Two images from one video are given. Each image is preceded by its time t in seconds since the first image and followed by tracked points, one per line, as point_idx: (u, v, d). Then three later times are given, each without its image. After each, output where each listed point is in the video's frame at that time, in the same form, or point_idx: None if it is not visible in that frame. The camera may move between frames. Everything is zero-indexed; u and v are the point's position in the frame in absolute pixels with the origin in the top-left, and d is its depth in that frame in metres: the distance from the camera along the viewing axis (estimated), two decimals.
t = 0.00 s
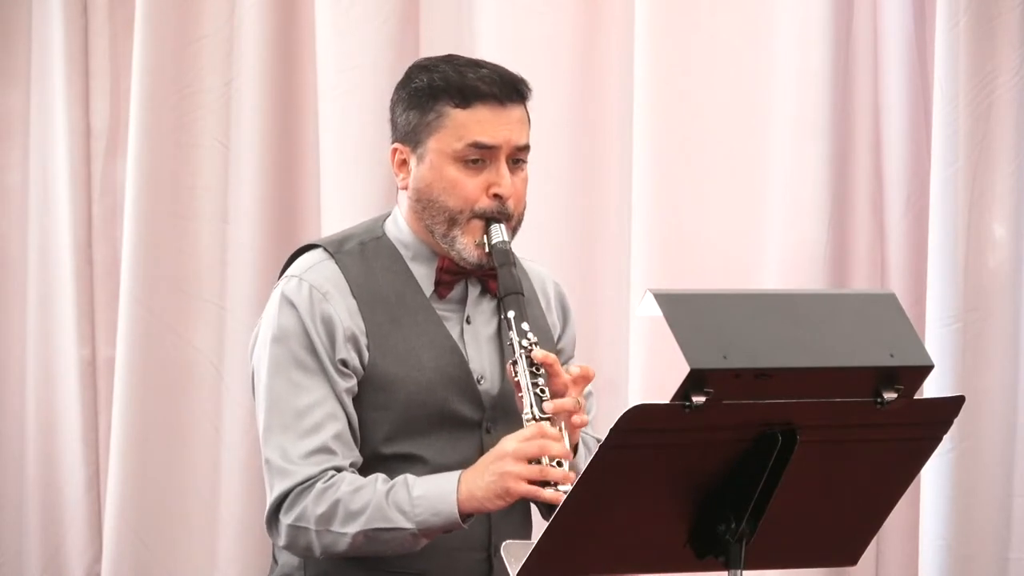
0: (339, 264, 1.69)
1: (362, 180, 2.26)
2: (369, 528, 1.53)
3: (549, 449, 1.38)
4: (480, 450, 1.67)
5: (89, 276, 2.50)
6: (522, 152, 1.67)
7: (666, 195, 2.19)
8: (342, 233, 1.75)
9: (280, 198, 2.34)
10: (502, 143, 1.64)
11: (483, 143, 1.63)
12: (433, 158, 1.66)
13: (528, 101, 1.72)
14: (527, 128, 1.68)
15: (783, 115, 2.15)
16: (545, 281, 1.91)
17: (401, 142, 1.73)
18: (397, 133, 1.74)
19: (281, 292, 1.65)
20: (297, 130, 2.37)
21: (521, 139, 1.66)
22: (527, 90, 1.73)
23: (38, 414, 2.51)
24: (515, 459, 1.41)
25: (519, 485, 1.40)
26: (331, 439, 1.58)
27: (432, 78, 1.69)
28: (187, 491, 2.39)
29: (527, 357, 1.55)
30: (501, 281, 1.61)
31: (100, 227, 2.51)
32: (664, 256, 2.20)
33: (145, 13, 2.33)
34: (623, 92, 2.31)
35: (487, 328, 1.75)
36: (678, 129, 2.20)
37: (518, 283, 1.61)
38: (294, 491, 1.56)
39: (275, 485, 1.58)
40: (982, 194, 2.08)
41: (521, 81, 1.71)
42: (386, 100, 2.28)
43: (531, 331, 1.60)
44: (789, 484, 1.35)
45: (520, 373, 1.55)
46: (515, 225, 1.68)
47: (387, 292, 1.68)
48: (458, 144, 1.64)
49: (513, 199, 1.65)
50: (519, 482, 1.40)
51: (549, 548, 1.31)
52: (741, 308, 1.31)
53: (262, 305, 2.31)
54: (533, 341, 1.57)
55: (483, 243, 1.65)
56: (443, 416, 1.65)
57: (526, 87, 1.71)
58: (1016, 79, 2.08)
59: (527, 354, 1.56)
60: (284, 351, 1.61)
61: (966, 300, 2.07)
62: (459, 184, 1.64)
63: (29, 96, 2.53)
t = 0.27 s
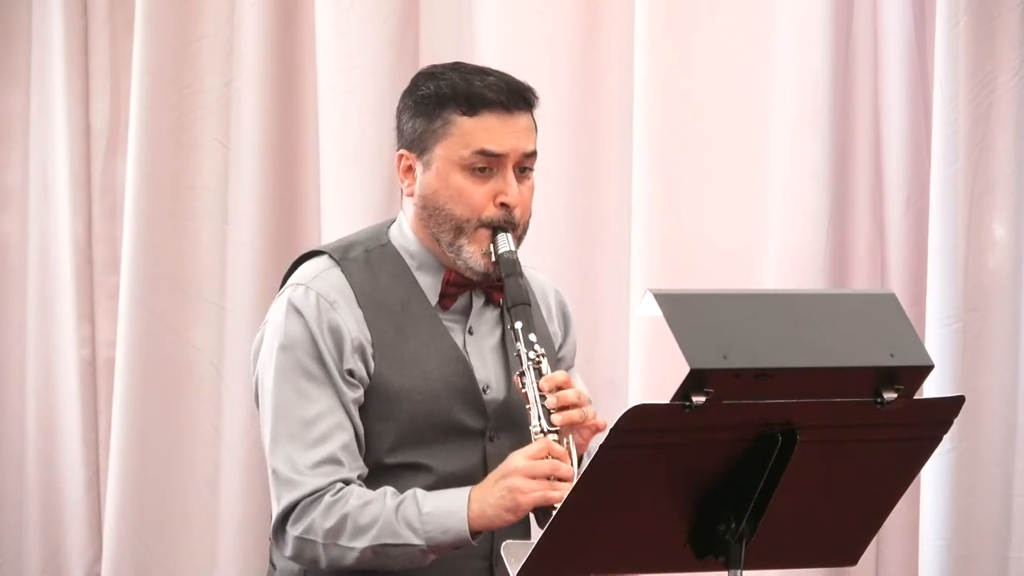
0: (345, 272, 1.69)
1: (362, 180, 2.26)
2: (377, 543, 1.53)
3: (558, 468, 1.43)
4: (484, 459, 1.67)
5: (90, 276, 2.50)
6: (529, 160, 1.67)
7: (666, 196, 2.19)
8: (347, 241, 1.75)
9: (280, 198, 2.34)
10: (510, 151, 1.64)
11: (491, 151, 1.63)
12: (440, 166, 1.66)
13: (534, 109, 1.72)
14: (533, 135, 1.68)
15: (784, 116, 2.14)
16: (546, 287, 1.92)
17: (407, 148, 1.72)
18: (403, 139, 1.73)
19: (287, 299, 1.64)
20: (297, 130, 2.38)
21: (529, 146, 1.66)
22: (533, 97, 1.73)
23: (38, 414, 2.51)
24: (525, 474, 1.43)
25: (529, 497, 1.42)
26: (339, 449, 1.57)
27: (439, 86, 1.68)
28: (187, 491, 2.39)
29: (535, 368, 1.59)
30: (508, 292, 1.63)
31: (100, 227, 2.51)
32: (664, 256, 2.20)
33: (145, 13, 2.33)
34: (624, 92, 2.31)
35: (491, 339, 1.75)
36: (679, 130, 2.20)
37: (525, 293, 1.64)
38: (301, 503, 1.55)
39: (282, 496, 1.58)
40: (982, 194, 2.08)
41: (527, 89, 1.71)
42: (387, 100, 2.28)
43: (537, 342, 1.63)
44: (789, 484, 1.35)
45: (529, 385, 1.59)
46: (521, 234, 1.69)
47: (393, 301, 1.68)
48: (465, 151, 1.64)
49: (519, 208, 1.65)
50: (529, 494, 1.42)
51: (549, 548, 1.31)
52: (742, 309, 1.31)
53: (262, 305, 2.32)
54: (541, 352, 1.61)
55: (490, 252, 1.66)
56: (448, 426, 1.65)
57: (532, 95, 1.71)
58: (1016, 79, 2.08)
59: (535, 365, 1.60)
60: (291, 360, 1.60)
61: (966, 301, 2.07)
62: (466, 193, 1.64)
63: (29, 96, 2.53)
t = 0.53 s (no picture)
0: (353, 285, 1.71)
1: (362, 180, 2.26)
2: (388, 558, 1.58)
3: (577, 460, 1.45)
4: (490, 474, 1.71)
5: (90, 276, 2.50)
6: (536, 173, 1.68)
7: (666, 197, 2.19)
8: (354, 252, 1.77)
9: (280, 198, 2.34)
10: (517, 163, 1.64)
11: (496, 162, 1.64)
12: (446, 180, 1.67)
13: (542, 123, 1.72)
14: (541, 149, 1.69)
15: (784, 118, 2.15)
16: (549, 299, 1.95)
17: (413, 161, 1.73)
18: (410, 152, 1.74)
19: (295, 312, 1.67)
20: (297, 130, 2.37)
21: (536, 158, 1.67)
22: (541, 110, 1.73)
23: (38, 413, 2.51)
24: (535, 492, 1.46)
25: (543, 516, 1.46)
26: (348, 464, 1.61)
27: (446, 100, 1.69)
28: (187, 491, 2.39)
29: (546, 385, 1.58)
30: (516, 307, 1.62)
31: (100, 226, 2.51)
32: (664, 256, 2.20)
33: (145, 12, 2.33)
34: (623, 92, 2.30)
35: (496, 353, 1.77)
36: (679, 131, 2.20)
37: (534, 307, 1.63)
38: (312, 518, 1.59)
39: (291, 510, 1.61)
40: (982, 194, 2.08)
41: (536, 103, 1.71)
42: (387, 100, 2.28)
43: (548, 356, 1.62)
44: (789, 483, 1.35)
45: (540, 401, 1.56)
46: (528, 248, 1.70)
47: (401, 315, 1.70)
48: (471, 164, 1.65)
49: (526, 222, 1.66)
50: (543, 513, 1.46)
51: (549, 548, 1.31)
52: (742, 310, 1.31)
53: (262, 305, 2.32)
54: (552, 368, 1.59)
55: (496, 267, 1.67)
56: (455, 441, 1.67)
57: (541, 109, 1.72)
58: (1016, 79, 2.08)
59: (546, 381, 1.58)
60: (300, 374, 1.63)
61: (966, 301, 2.07)
62: (473, 207, 1.65)
63: (29, 96, 2.53)
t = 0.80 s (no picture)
0: (359, 288, 1.71)
1: (361, 181, 2.26)
2: (390, 563, 1.57)
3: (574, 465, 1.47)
4: (495, 480, 1.70)
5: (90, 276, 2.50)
6: (544, 179, 1.68)
7: (666, 197, 2.19)
8: (361, 255, 1.77)
9: (280, 198, 2.34)
10: (526, 169, 1.64)
11: (506, 168, 1.64)
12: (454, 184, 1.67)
13: (551, 128, 1.72)
14: (550, 154, 1.69)
15: (784, 118, 2.14)
16: (556, 302, 1.95)
17: (422, 164, 1.73)
18: (418, 155, 1.74)
19: (301, 314, 1.67)
20: (297, 130, 2.37)
21: (545, 164, 1.67)
22: (550, 116, 1.74)
23: (38, 414, 2.51)
24: (543, 498, 1.46)
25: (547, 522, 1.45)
26: (352, 467, 1.61)
27: (456, 104, 1.69)
28: (187, 491, 2.39)
29: (550, 390, 1.60)
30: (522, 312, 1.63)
31: (100, 226, 2.51)
32: (665, 256, 2.20)
33: (145, 12, 2.33)
34: (623, 92, 2.30)
35: (503, 358, 1.77)
36: (680, 131, 2.20)
37: (540, 313, 1.64)
38: (314, 521, 1.59)
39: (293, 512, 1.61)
40: (982, 194, 2.08)
41: (545, 108, 1.71)
42: (387, 101, 2.28)
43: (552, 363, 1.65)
44: (789, 483, 1.35)
45: (543, 406, 1.59)
46: (535, 252, 1.70)
47: (407, 319, 1.70)
48: (480, 169, 1.65)
49: (534, 227, 1.66)
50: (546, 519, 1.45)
51: (550, 548, 1.31)
52: (742, 310, 1.31)
53: (262, 305, 2.32)
54: (555, 374, 1.62)
55: (503, 271, 1.67)
56: (460, 446, 1.67)
57: (549, 114, 1.72)
58: (1016, 78, 2.08)
59: (550, 388, 1.60)
60: (305, 376, 1.64)
61: (966, 301, 2.07)
62: (481, 212, 1.65)
63: (29, 96, 2.53)
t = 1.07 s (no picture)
0: (362, 284, 1.71)
1: (361, 181, 2.26)
2: (393, 558, 1.57)
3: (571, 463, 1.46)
4: (499, 476, 1.70)
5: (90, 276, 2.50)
6: (546, 175, 1.68)
7: (666, 197, 2.19)
8: (364, 250, 1.77)
9: (280, 199, 2.34)
10: (528, 166, 1.64)
11: (508, 165, 1.64)
12: (456, 180, 1.67)
13: (553, 124, 1.72)
14: (552, 150, 1.68)
15: (784, 118, 2.14)
16: (563, 298, 1.95)
17: (424, 160, 1.73)
18: (420, 151, 1.74)
19: (304, 310, 1.67)
20: (297, 130, 2.37)
21: (546, 161, 1.66)
22: (552, 112, 1.74)
23: (38, 414, 2.51)
24: (543, 491, 1.46)
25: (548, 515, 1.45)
26: (355, 463, 1.62)
27: (457, 100, 1.69)
28: (187, 491, 2.39)
29: (553, 384, 1.59)
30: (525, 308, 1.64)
31: (100, 226, 2.51)
32: (665, 256, 2.20)
33: (145, 12, 2.33)
34: (623, 92, 2.30)
35: (507, 352, 1.78)
36: (680, 131, 2.20)
37: (543, 308, 1.65)
38: (318, 516, 1.59)
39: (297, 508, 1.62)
40: (982, 194, 2.08)
41: (546, 104, 1.71)
42: (387, 101, 2.28)
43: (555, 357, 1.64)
44: (789, 483, 1.35)
45: (547, 402, 1.58)
46: (538, 247, 1.70)
47: (411, 314, 1.70)
48: (482, 165, 1.65)
49: (537, 223, 1.66)
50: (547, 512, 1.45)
51: (550, 547, 1.31)
52: (742, 309, 1.31)
53: (262, 305, 2.32)
54: (558, 368, 1.60)
55: (506, 267, 1.67)
56: (465, 441, 1.67)
57: (551, 110, 1.72)
58: (1016, 78, 2.08)
59: (553, 382, 1.59)
60: (308, 373, 1.64)
61: (966, 301, 2.07)
62: (483, 208, 1.65)
63: (29, 96, 2.53)
